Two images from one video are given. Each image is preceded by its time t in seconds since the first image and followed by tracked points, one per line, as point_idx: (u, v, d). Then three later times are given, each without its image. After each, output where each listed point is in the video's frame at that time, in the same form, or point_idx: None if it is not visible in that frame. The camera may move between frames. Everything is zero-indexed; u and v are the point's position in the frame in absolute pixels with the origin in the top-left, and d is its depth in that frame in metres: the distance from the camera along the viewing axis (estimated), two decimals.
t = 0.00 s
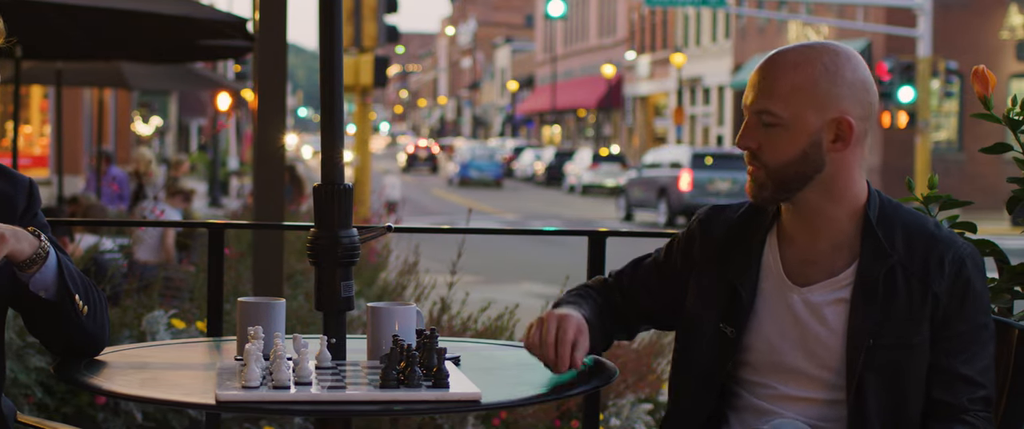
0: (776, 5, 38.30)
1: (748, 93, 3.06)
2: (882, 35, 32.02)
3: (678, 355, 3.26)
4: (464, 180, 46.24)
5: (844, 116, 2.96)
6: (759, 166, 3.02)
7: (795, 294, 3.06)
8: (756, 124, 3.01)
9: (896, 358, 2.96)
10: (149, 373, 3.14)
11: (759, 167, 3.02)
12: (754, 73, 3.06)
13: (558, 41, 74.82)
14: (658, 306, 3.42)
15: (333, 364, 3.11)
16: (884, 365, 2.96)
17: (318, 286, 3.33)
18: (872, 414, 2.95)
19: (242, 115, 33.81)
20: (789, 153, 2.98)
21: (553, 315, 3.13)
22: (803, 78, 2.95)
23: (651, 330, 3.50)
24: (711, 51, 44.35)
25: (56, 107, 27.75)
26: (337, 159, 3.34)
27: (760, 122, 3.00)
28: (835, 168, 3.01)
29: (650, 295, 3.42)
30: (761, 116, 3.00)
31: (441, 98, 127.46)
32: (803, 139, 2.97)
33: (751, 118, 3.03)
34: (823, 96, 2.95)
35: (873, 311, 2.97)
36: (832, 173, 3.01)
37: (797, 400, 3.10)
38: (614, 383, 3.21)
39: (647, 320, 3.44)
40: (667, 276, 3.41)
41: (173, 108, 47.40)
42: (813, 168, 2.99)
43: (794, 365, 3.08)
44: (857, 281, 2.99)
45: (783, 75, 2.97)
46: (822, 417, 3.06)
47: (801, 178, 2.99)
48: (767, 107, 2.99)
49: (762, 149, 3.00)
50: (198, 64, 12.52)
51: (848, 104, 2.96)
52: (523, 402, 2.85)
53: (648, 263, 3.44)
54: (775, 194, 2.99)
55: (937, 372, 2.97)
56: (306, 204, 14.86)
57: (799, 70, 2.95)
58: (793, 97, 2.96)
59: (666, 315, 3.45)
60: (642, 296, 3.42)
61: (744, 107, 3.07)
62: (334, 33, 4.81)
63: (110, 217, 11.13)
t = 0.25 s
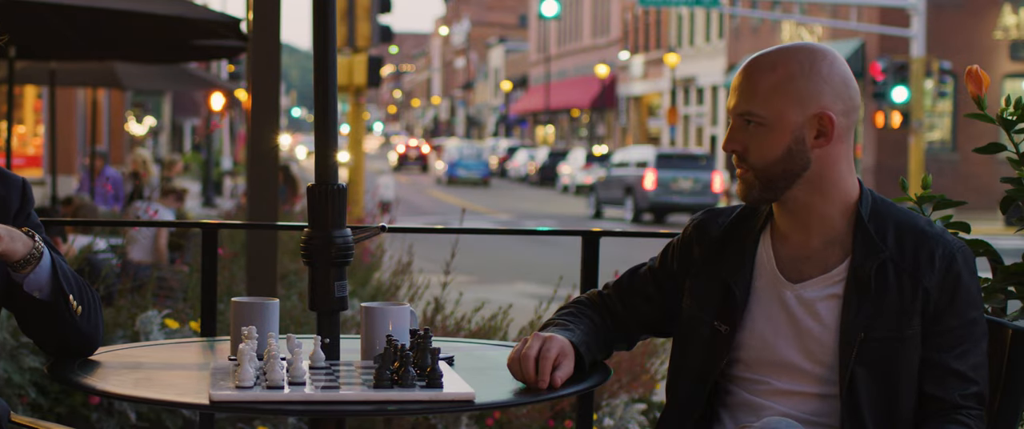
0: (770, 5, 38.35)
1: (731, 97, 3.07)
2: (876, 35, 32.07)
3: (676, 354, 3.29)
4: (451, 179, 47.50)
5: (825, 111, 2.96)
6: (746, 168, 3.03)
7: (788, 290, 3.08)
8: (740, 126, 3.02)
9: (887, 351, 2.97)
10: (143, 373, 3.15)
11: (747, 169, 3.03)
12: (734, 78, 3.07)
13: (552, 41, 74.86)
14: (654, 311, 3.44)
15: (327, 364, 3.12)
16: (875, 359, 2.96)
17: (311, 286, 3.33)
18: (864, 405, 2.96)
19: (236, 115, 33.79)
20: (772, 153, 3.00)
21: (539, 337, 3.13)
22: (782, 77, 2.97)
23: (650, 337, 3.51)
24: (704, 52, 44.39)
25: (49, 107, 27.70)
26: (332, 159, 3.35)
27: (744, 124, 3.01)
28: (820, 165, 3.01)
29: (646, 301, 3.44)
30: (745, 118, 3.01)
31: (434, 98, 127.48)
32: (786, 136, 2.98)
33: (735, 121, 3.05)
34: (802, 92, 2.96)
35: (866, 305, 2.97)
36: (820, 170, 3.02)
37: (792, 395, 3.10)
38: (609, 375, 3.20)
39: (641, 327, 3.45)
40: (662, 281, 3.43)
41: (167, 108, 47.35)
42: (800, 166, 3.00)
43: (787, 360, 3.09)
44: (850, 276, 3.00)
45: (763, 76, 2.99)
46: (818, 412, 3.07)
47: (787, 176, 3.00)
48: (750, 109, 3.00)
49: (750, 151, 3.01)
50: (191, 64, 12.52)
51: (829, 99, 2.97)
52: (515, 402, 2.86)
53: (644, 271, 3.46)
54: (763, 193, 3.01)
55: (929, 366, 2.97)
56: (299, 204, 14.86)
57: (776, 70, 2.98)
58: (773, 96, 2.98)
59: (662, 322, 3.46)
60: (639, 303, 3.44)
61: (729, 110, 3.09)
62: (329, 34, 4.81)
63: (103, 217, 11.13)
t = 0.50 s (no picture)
0: (763, 5, 38.40)
1: (723, 103, 3.08)
2: (870, 35, 32.11)
3: (672, 355, 3.30)
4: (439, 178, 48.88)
5: (815, 115, 2.98)
6: (742, 173, 3.04)
7: (787, 287, 3.09)
8: (733, 131, 3.03)
9: (883, 345, 2.98)
10: (137, 374, 3.16)
11: (742, 174, 3.04)
12: (724, 85, 3.08)
13: (546, 41, 74.89)
14: (652, 310, 3.45)
15: (320, 364, 3.13)
16: (872, 354, 2.98)
17: (305, 287, 3.34)
18: (861, 397, 2.97)
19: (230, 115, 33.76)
20: (766, 156, 3.00)
21: (530, 340, 3.13)
22: (771, 82, 2.99)
23: (649, 339, 3.52)
24: (698, 52, 44.45)
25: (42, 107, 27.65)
26: (326, 161, 3.36)
27: (736, 130, 3.02)
28: (814, 166, 3.03)
29: (644, 301, 3.46)
30: (736, 125, 3.03)
31: (428, 99, 127.48)
32: (778, 140, 2.99)
33: (726, 127, 3.06)
34: (791, 96, 2.98)
35: (864, 301, 2.98)
36: (813, 172, 3.04)
37: (791, 390, 3.11)
38: (604, 374, 3.22)
39: (639, 327, 3.45)
40: (659, 282, 3.45)
41: (161, 109, 47.27)
42: (793, 169, 3.02)
43: (785, 355, 3.10)
44: (847, 272, 3.01)
45: (751, 83, 3.00)
46: (814, 406, 3.09)
47: (781, 179, 3.01)
48: (741, 116, 3.01)
49: (743, 157, 3.02)
50: (184, 64, 12.51)
51: (818, 102, 2.99)
52: (508, 402, 2.87)
53: (642, 274, 3.48)
54: (759, 198, 3.02)
55: (925, 362, 2.98)
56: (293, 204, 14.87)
57: (766, 75, 2.99)
58: (762, 101, 2.99)
59: (661, 324, 3.48)
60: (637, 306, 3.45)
61: (720, 117, 3.10)
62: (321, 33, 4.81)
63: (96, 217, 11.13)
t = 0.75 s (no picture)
0: (758, 5, 38.42)
1: (718, 106, 3.08)
2: (864, 35, 32.14)
3: (669, 353, 3.31)
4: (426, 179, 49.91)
5: (810, 114, 2.99)
6: (739, 175, 3.04)
7: (783, 285, 3.10)
8: (729, 133, 3.03)
9: (880, 340, 2.98)
10: (132, 373, 3.15)
11: (740, 176, 3.04)
12: (718, 88, 3.09)
13: (540, 41, 74.88)
14: (650, 310, 3.46)
15: (314, 364, 3.13)
16: (870, 350, 2.97)
17: (299, 287, 3.34)
18: (858, 392, 2.96)
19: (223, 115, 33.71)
20: (763, 157, 3.01)
21: (523, 341, 3.13)
22: (765, 83, 3.00)
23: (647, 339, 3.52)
24: (692, 52, 44.46)
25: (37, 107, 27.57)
26: (320, 163, 3.36)
27: (732, 132, 3.02)
28: (811, 165, 3.04)
29: (642, 301, 3.47)
30: (733, 127, 3.03)
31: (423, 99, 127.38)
32: (775, 140, 2.99)
33: (723, 129, 3.06)
34: (786, 98, 2.99)
35: (861, 298, 2.99)
36: (809, 171, 3.04)
37: (787, 387, 3.11)
38: (599, 373, 3.23)
39: (638, 327, 3.46)
40: (657, 282, 3.46)
41: (155, 108, 47.19)
42: (790, 169, 3.02)
43: (782, 352, 3.10)
44: (845, 270, 3.02)
45: (746, 86, 3.01)
46: (812, 403, 3.08)
47: (779, 178, 3.02)
48: (738, 118, 3.01)
49: (740, 160, 3.02)
50: (179, 65, 12.49)
51: (814, 101, 3.00)
52: (503, 402, 2.87)
53: (640, 275, 3.49)
54: (758, 199, 3.03)
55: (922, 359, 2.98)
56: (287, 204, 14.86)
57: (760, 77, 3.00)
58: (757, 102, 3.00)
59: (659, 324, 3.48)
60: (635, 307, 3.46)
61: (717, 119, 3.10)
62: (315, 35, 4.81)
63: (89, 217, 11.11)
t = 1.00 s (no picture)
0: (752, 5, 38.43)
1: (711, 109, 3.09)
2: (858, 35, 32.16)
3: (664, 353, 3.31)
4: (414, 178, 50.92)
5: (805, 114, 2.99)
6: (734, 178, 3.04)
7: (778, 283, 3.10)
8: (723, 137, 3.03)
9: (876, 338, 2.98)
10: (124, 373, 3.15)
11: (736, 179, 3.03)
12: (709, 90, 3.09)
13: (534, 41, 74.85)
14: (646, 311, 3.46)
15: (309, 364, 3.12)
16: (865, 349, 2.98)
17: (293, 286, 3.34)
18: (854, 390, 2.96)
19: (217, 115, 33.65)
20: (758, 159, 3.01)
21: (516, 342, 3.13)
22: (758, 85, 3.00)
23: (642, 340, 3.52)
24: (686, 51, 44.47)
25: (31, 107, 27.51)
26: (313, 164, 3.36)
27: (726, 135, 3.02)
28: (805, 165, 3.04)
29: (638, 301, 3.47)
30: (726, 130, 3.03)
31: (417, 99, 127.28)
32: (769, 142, 3.00)
33: (717, 133, 3.06)
34: (780, 98, 2.99)
35: (856, 297, 2.99)
36: (803, 171, 3.04)
37: (782, 385, 3.11)
38: (594, 373, 3.23)
39: (633, 328, 3.46)
40: (651, 282, 3.46)
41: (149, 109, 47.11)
42: (786, 169, 3.02)
43: (778, 351, 3.10)
44: (840, 270, 3.02)
45: (737, 88, 3.01)
46: (808, 402, 3.08)
47: (773, 179, 3.02)
48: (732, 121, 3.01)
49: (735, 163, 3.02)
50: (173, 64, 12.47)
51: (807, 101, 3.00)
52: (497, 402, 2.87)
53: (634, 276, 3.49)
54: (754, 201, 3.02)
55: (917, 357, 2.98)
56: (281, 204, 14.85)
57: (752, 80, 3.00)
58: (751, 105, 3.00)
59: (654, 324, 3.48)
60: (630, 308, 3.46)
61: (710, 122, 3.10)
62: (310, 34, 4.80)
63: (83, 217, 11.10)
